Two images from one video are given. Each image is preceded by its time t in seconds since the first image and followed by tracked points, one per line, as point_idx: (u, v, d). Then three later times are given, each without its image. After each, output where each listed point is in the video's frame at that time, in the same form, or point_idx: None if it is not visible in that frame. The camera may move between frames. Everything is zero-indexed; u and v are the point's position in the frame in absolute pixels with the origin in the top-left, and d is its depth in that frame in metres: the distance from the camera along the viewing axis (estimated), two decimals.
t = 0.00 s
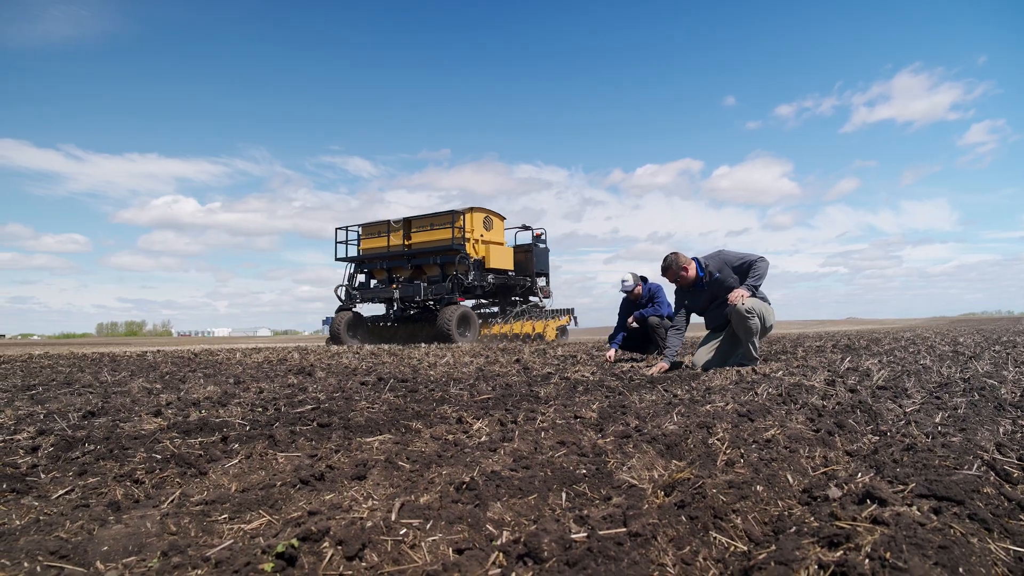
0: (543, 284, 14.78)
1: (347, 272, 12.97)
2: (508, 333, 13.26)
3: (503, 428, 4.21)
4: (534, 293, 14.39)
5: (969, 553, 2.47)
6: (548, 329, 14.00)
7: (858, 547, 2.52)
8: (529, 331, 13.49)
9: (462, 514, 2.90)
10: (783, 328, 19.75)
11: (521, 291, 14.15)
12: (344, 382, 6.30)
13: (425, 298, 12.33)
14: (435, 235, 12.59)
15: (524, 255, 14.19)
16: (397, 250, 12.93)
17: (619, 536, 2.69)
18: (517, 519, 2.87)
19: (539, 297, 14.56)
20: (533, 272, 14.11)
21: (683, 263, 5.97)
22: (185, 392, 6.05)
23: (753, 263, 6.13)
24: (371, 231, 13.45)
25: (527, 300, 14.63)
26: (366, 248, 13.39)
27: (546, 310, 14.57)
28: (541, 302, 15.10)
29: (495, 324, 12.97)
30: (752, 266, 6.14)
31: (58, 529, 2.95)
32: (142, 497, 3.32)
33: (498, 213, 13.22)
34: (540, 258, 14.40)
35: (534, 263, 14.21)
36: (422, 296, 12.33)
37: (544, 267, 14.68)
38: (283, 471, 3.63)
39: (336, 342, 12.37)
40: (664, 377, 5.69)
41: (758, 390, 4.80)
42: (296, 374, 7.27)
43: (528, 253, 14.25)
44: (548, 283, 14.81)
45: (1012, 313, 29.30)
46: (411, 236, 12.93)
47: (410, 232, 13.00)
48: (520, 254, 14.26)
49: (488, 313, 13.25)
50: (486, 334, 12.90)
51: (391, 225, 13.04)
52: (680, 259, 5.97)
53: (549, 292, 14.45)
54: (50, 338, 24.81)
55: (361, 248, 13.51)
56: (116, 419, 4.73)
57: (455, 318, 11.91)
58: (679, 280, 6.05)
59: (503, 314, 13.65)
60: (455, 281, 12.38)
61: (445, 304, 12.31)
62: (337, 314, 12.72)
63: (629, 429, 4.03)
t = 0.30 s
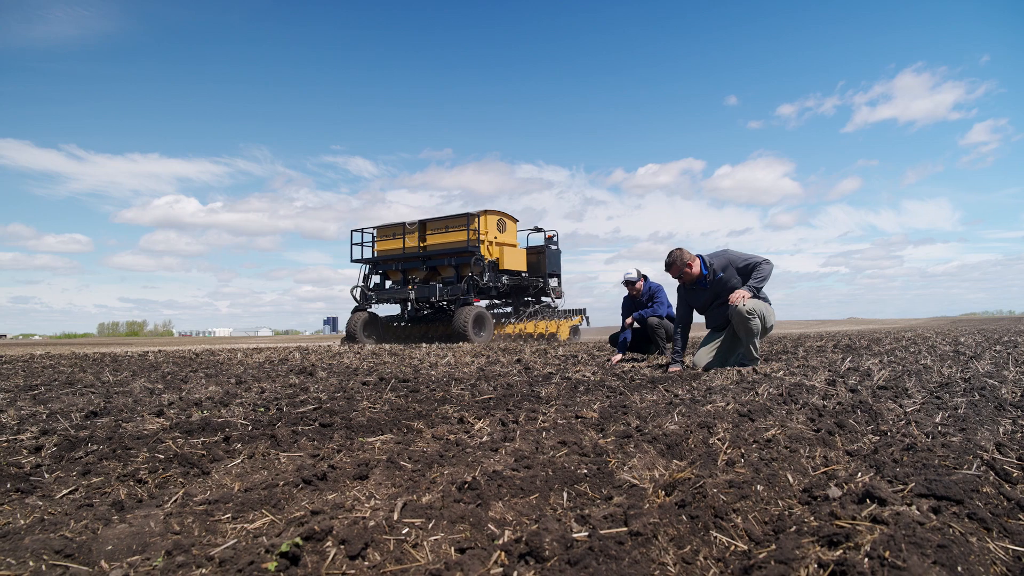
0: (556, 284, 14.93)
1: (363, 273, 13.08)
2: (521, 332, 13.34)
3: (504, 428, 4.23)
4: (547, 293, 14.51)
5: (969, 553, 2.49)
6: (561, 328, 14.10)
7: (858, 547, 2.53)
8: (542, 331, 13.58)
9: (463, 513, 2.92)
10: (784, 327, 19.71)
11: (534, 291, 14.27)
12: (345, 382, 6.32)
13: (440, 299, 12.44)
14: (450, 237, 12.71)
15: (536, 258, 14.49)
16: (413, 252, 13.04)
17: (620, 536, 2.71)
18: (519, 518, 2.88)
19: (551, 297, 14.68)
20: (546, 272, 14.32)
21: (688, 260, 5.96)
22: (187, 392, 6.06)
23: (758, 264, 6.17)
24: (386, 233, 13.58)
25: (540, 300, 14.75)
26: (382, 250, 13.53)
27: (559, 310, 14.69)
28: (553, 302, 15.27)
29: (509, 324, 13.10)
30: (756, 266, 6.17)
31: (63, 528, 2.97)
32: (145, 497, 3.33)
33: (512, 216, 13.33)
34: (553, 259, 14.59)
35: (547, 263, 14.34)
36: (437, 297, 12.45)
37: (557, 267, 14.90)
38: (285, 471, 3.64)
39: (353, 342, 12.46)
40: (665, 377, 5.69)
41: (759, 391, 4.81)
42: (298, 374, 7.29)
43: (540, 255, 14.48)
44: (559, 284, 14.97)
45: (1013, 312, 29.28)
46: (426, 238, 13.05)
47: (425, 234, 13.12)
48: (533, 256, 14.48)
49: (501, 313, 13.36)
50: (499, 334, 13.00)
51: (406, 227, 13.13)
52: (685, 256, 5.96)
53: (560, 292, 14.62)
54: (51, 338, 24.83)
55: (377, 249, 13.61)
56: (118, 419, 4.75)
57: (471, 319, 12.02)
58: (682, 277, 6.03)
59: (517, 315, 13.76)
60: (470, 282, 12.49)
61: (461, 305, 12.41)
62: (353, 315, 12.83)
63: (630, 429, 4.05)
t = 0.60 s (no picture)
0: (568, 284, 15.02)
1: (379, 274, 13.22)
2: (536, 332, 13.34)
3: (507, 427, 4.25)
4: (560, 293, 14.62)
5: (970, 550, 2.51)
6: (573, 328, 14.04)
7: (861, 544, 2.55)
8: (556, 331, 13.61)
9: (468, 511, 2.94)
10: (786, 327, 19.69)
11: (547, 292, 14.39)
12: (348, 382, 6.34)
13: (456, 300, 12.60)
14: (466, 239, 12.89)
15: (549, 259, 14.62)
16: (428, 253, 13.22)
17: (624, 533, 2.73)
18: (523, 516, 2.90)
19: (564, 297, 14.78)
20: (558, 273, 14.47)
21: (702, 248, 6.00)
22: (190, 392, 6.08)
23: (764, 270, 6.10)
24: (401, 235, 13.76)
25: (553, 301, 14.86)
26: (398, 252, 13.71)
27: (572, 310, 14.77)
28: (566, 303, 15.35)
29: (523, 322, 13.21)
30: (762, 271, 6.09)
31: (71, 525, 2.99)
32: (152, 495, 3.36)
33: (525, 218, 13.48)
34: (565, 260, 14.73)
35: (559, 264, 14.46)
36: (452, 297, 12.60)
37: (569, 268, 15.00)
38: (290, 469, 3.66)
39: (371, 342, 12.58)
40: (667, 377, 5.70)
41: (761, 390, 4.83)
42: (300, 374, 7.31)
43: (552, 256, 14.61)
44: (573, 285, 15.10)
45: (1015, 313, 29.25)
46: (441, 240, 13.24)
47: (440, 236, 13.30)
48: (545, 256, 14.60)
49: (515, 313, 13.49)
50: (512, 333, 13.10)
51: (422, 229, 13.30)
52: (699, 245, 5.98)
53: (572, 292, 14.72)
54: (52, 338, 24.84)
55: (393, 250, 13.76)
56: (122, 419, 4.76)
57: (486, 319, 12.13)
58: (692, 262, 6.08)
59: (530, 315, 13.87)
60: (485, 284, 12.65)
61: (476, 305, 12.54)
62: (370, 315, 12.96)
63: (632, 428, 4.07)
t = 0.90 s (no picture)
0: (580, 284, 15.11)
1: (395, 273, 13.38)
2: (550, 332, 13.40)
3: (512, 426, 4.26)
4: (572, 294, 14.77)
5: (977, 549, 2.52)
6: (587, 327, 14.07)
7: (869, 542, 2.56)
8: (569, 330, 13.67)
9: (476, 510, 2.95)
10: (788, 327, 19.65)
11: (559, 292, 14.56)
12: (350, 381, 6.36)
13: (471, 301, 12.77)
14: (481, 240, 13.06)
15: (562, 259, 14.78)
16: (444, 255, 13.39)
17: (632, 532, 2.74)
18: (531, 516, 2.91)
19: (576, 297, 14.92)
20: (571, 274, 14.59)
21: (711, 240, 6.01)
22: (193, 392, 6.10)
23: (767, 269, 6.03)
24: (417, 236, 13.93)
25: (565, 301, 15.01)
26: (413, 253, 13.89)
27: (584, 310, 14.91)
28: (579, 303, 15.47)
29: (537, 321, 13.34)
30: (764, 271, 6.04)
31: (80, 525, 3.01)
32: (159, 495, 3.37)
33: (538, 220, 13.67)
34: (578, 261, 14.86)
35: (571, 265, 14.61)
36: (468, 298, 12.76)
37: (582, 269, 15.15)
38: (296, 469, 3.67)
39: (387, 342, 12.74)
40: (670, 377, 5.71)
41: (765, 390, 4.83)
42: (303, 373, 7.32)
43: (565, 257, 14.75)
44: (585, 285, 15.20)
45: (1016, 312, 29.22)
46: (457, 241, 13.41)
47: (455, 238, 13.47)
48: (557, 258, 14.76)
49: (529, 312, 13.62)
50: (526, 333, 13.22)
51: (437, 231, 13.48)
52: (709, 236, 6.00)
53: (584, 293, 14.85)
54: (53, 337, 24.82)
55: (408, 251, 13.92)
56: (126, 418, 4.77)
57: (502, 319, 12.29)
58: (700, 252, 6.10)
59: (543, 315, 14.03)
60: (501, 284, 12.82)
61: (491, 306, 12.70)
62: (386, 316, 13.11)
63: (637, 427, 4.08)
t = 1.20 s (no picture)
0: (594, 285, 15.20)
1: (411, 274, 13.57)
2: (562, 331, 13.48)
3: (514, 427, 4.26)
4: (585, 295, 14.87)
5: (982, 550, 2.52)
6: (601, 327, 14.18)
7: (873, 544, 2.56)
8: (583, 331, 13.78)
9: (479, 511, 2.95)
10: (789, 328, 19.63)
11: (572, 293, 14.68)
12: (352, 381, 6.36)
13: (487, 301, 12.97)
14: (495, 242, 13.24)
15: (574, 260, 14.82)
16: (459, 256, 13.59)
17: (636, 533, 2.74)
18: (534, 516, 2.91)
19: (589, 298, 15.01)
20: (583, 274, 14.62)
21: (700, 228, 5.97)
22: (194, 392, 6.10)
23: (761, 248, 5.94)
24: (432, 238, 14.14)
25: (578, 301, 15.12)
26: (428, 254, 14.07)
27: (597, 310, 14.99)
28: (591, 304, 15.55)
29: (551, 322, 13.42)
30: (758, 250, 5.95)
31: (83, 525, 3.01)
32: (162, 495, 3.37)
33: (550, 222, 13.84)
34: (590, 262, 14.90)
35: (584, 267, 14.70)
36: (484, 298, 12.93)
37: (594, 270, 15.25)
38: (299, 469, 3.67)
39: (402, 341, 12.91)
40: (671, 377, 5.71)
41: (766, 390, 4.83)
42: (305, 373, 7.33)
43: (578, 259, 14.83)
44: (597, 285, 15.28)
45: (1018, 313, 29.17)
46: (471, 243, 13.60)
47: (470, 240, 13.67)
48: (569, 259, 14.87)
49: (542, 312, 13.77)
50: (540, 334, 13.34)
51: (453, 233, 13.69)
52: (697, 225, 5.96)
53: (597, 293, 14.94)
54: (54, 337, 24.81)
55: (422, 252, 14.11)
56: (128, 418, 4.78)
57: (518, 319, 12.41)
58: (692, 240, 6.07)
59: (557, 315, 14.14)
60: (516, 285, 13.02)
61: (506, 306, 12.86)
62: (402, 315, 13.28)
63: (639, 428, 4.08)
